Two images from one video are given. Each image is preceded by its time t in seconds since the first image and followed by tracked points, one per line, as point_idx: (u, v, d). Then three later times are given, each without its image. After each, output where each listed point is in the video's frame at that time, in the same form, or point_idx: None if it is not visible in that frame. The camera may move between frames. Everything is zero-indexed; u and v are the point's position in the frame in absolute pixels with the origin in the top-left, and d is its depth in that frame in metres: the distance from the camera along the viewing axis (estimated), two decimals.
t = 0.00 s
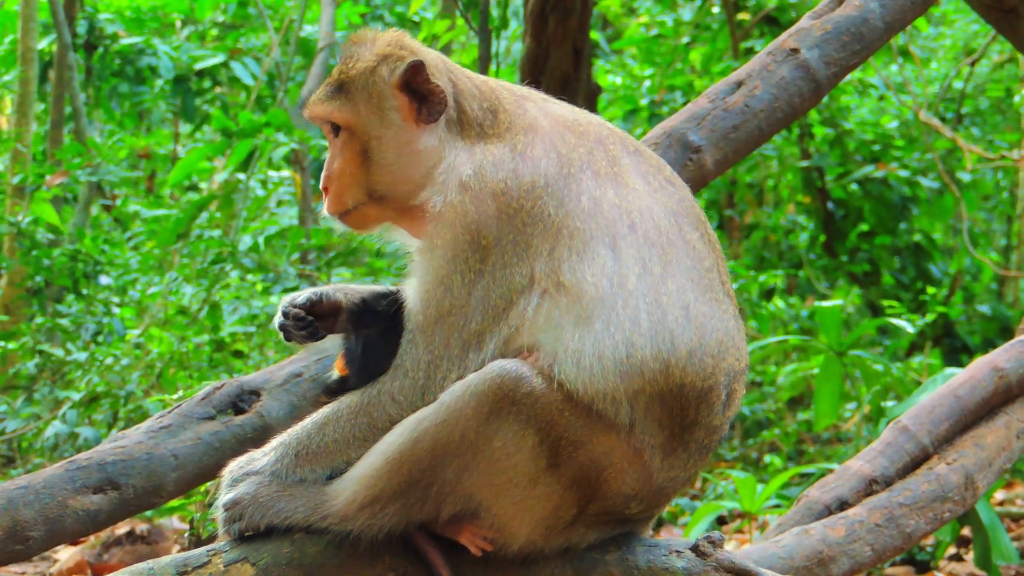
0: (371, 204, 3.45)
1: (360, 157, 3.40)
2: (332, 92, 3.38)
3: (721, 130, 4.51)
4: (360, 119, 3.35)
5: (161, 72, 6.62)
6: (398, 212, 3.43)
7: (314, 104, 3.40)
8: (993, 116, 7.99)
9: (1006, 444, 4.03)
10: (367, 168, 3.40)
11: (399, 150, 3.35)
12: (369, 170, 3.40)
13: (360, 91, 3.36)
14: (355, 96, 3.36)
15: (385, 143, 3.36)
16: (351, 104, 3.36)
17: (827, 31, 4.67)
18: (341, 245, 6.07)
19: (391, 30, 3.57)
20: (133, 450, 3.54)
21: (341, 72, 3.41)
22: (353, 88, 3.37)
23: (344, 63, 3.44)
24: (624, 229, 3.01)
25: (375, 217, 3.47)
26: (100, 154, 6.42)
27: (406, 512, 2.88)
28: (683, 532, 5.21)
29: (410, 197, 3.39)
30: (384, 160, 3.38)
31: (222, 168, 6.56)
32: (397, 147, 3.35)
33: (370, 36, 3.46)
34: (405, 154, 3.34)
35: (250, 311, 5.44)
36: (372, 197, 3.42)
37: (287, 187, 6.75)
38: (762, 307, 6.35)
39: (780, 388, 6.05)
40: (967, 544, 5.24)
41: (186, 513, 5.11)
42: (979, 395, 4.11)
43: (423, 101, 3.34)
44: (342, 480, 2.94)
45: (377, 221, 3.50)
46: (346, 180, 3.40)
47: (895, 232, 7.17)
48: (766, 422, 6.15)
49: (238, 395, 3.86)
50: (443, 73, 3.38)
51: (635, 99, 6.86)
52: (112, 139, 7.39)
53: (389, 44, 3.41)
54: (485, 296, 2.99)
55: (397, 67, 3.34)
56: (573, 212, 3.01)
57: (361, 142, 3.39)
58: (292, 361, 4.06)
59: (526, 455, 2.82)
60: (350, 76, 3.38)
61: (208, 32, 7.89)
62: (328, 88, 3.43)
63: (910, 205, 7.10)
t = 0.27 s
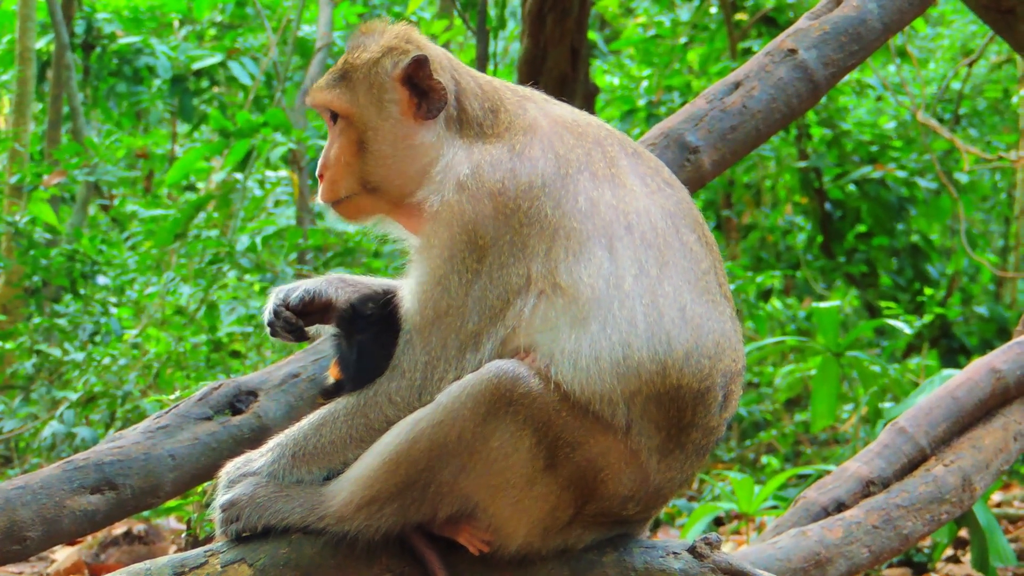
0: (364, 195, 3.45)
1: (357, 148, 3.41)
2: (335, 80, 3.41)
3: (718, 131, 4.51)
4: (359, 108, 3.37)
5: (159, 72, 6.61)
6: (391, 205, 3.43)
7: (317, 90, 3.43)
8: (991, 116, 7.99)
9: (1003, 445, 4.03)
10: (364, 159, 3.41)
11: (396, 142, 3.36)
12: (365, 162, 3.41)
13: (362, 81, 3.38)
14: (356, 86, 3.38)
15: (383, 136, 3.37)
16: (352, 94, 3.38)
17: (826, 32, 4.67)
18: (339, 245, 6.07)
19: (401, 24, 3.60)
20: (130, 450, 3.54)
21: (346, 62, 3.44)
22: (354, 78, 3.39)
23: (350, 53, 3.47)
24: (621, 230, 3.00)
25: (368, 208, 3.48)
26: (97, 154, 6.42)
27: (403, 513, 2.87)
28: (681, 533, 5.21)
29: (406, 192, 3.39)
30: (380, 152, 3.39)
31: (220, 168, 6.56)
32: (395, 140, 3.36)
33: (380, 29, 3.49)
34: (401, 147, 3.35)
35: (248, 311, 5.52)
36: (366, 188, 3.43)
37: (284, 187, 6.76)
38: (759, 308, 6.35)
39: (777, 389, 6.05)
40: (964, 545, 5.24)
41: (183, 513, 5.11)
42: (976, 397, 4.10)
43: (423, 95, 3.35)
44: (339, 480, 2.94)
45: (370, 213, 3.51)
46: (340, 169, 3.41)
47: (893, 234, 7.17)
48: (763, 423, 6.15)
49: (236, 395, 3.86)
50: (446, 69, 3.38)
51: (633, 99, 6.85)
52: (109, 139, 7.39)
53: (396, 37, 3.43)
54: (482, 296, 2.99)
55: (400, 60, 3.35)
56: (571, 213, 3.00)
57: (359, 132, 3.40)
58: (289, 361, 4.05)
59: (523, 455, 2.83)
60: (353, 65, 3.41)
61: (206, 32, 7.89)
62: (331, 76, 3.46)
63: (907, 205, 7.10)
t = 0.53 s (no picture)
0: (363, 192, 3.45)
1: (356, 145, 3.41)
2: (335, 77, 3.42)
3: (716, 131, 4.52)
4: (357, 106, 3.36)
5: (156, 72, 6.61)
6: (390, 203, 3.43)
7: (317, 87, 3.44)
8: (988, 117, 7.99)
9: (1001, 446, 4.02)
10: (362, 156, 3.40)
11: (395, 140, 3.36)
12: (363, 160, 3.41)
13: (361, 78, 3.38)
14: (355, 83, 3.38)
15: (381, 133, 3.37)
16: (351, 91, 3.38)
17: (823, 32, 4.67)
18: (336, 245, 6.07)
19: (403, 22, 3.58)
20: (127, 450, 3.54)
21: (346, 59, 3.44)
22: (353, 75, 3.39)
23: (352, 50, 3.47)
24: (620, 230, 3.00)
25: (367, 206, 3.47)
26: (94, 154, 6.42)
27: (401, 513, 2.87)
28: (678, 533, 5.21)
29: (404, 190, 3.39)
30: (379, 149, 3.38)
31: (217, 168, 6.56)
32: (394, 137, 3.36)
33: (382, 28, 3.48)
34: (400, 144, 3.34)
35: (244, 311, 5.49)
36: (364, 185, 3.42)
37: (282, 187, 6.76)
38: (756, 308, 6.35)
39: (775, 389, 6.05)
40: (961, 546, 5.24)
41: (180, 513, 5.11)
42: (974, 397, 4.10)
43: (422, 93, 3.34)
44: (337, 480, 2.94)
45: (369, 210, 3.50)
46: (338, 165, 3.42)
47: (890, 235, 7.17)
48: (761, 423, 6.16)
49: (233, 395, 3.85)
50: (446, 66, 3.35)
51: (630, 99, 6.85)
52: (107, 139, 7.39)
53: (397, 34, 3.42)
54: (480, 295, 2.98)
55: (399, 58, 3.34)
56: (569, 213, 3.00)
57: (357, 129, 3.40)
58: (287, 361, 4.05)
59: (520, 455, 2.83)
60: (352, 63, 3.41)
61: (203, 32, 7.89)
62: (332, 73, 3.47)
63: (904, 207, 7.11)
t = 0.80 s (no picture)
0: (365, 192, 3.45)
1: (358, 146, 3.41)
2: (336, 79, 3.42)
3: (714, 131, 4.52)
4: (359, 106, 3.37)
5: (155, 72, 6.62)
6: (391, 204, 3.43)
7: (318, 88, 3.44)
8: (987, 117, 7.98)
9: (1000, 446, 4.01)
10: (365, 157, 3.40)
11: (397, 140, 3.35)
12: (365, 161, 3.41)
13: (363, 79, 3.38)
14: (357, 84, 3.39)
15: (383, 133, 3.37)
16: (352, 92, 3.39)
17: (821, 32, 4.66)
18: (334, 245, 6.08)
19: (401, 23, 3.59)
20: (126, 450, 3.55)
21: (346, 60, 3.44)
22: (355, 76, 3.39)
23: (352, 51, 3.48)
24: (618, 229, 3.00)
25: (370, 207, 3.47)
26: (93, 154, 6.43)
27: (399, 513, 2.87)
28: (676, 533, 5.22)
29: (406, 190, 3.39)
30: (382, 149, 3.38)
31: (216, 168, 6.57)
32: (395, 137, 3.36)
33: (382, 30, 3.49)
34: (402, 144, 3.34)
35: (242, 310, 5.50)
36: (367, 186, 3.42)
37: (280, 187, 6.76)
38: (755, 308, 6.35)
39: (773, 389, 6.05)
40: (960, 546, 5.24)
41: (178, 513, 5.11)
42: (972, 397, 4.09)
43: (424, 92, 3.34)
44: (335, 480, 2.94)
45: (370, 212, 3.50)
46: (340, 166, 3.42)
47: (888, 235, 7.17)
48: (759, 423, 6.15)
49: (231, 395, 3.85)
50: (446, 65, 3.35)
51: (628, 99, 6.86)
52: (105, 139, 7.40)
53: (397, 35, 3.42)
54: (478, 294, 2.98)
55: (401, 58, 3.35)
56: (568, 211, 3.00)
57: (359, 130, 3.40)
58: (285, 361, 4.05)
59: (518, 456, 2.82)
60: (353, 64, 3.41)
61: (202, 31, 7.90)
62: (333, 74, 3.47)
63: (902, 207, 7.11)
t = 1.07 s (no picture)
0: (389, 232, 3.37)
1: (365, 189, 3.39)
2: (318, 144, 3.48)
3: (713, 134, 4.52)
4: (346, 150, 3.39)
5: (154, 73, 6.63)
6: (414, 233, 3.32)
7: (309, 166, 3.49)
8: (985, 119, 7.98)
9: (997, 449, 4.01)
10: (375, 196, 3.37)
11: (393, 164, 3.33)
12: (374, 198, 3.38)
13: (341, 124, 3.44)
14: (336, 133, 3.44)
15: (377, 161, 3.36)
16: (337, 143, 3.43)
17: (820, 35, 4.66)
18: (333, 245, 6.07)
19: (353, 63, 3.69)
20: (124, 451, 3.55)
21: (320, 120, 3.51)
22: (332, 129, 3.45)
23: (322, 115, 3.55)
24: (617, 230, 3.00)
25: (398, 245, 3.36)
26: (91, 154, 6.43)
27: (397, 515, 2.87)
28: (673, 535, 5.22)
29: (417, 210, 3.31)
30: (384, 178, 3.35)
31: (214, 169, 6.57)
32: (389, 160, 3.34)
33: (336, 75, 3.57)
34: (399, 166, 3.32)
35: (241, 311, 5.51)
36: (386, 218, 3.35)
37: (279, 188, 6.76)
38: (753, 310, 6.35)
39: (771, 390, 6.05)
40: (957, 548, 5.23)
41: (176, 514, 5.11)
42: (970, 400, 4.09)
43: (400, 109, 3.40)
44: (333, 482, 2.94)
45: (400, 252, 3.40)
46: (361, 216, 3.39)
47: (886, 237, 7.15)
48: (756, 425, 6.15)
49: (229, 396, 3.85)
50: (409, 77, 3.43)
51: (627, 101, 6.86)
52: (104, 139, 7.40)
53: (351, 72, 3.51)
54: (478, 296, 2.97)
55: (365, 88, 3.43)
56: (566, 212, 3.00)
57: (360, 174, 3.40)
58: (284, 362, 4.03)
59: (516, 458, 2.82)
60: (326, 116, 3.47)
61: (201, 32, 7.90)
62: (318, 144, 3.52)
63: (900, 209, 7.10)
